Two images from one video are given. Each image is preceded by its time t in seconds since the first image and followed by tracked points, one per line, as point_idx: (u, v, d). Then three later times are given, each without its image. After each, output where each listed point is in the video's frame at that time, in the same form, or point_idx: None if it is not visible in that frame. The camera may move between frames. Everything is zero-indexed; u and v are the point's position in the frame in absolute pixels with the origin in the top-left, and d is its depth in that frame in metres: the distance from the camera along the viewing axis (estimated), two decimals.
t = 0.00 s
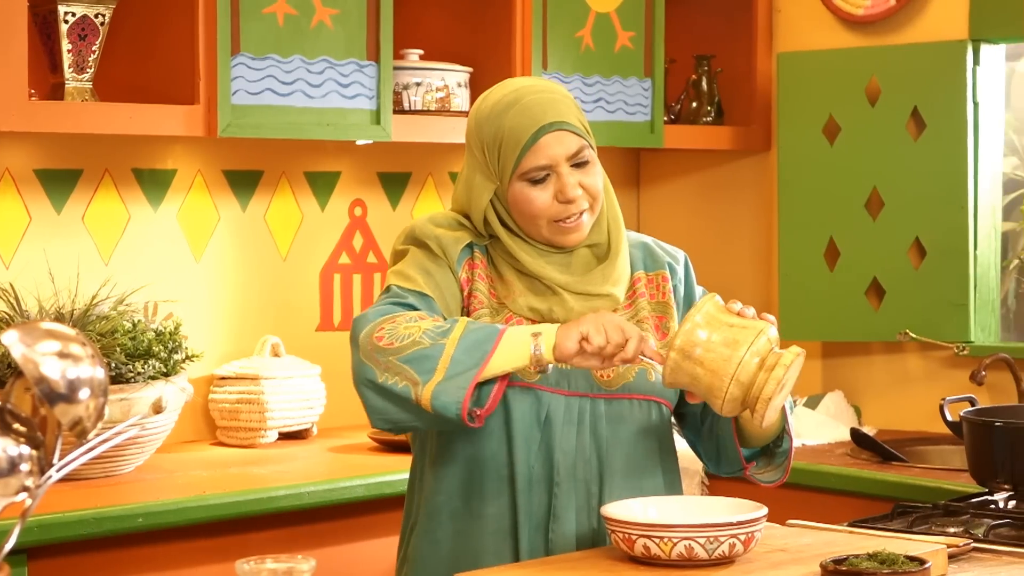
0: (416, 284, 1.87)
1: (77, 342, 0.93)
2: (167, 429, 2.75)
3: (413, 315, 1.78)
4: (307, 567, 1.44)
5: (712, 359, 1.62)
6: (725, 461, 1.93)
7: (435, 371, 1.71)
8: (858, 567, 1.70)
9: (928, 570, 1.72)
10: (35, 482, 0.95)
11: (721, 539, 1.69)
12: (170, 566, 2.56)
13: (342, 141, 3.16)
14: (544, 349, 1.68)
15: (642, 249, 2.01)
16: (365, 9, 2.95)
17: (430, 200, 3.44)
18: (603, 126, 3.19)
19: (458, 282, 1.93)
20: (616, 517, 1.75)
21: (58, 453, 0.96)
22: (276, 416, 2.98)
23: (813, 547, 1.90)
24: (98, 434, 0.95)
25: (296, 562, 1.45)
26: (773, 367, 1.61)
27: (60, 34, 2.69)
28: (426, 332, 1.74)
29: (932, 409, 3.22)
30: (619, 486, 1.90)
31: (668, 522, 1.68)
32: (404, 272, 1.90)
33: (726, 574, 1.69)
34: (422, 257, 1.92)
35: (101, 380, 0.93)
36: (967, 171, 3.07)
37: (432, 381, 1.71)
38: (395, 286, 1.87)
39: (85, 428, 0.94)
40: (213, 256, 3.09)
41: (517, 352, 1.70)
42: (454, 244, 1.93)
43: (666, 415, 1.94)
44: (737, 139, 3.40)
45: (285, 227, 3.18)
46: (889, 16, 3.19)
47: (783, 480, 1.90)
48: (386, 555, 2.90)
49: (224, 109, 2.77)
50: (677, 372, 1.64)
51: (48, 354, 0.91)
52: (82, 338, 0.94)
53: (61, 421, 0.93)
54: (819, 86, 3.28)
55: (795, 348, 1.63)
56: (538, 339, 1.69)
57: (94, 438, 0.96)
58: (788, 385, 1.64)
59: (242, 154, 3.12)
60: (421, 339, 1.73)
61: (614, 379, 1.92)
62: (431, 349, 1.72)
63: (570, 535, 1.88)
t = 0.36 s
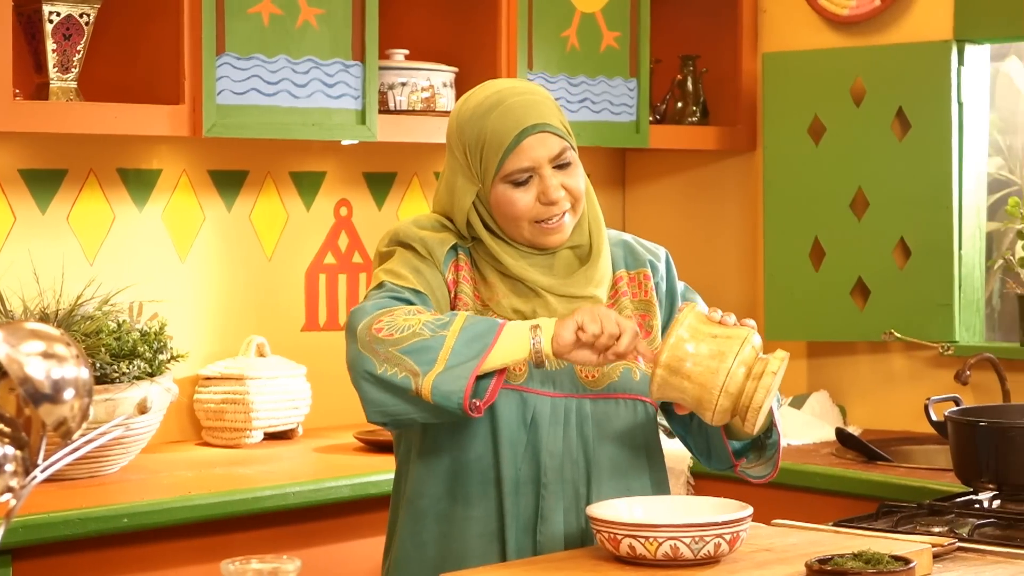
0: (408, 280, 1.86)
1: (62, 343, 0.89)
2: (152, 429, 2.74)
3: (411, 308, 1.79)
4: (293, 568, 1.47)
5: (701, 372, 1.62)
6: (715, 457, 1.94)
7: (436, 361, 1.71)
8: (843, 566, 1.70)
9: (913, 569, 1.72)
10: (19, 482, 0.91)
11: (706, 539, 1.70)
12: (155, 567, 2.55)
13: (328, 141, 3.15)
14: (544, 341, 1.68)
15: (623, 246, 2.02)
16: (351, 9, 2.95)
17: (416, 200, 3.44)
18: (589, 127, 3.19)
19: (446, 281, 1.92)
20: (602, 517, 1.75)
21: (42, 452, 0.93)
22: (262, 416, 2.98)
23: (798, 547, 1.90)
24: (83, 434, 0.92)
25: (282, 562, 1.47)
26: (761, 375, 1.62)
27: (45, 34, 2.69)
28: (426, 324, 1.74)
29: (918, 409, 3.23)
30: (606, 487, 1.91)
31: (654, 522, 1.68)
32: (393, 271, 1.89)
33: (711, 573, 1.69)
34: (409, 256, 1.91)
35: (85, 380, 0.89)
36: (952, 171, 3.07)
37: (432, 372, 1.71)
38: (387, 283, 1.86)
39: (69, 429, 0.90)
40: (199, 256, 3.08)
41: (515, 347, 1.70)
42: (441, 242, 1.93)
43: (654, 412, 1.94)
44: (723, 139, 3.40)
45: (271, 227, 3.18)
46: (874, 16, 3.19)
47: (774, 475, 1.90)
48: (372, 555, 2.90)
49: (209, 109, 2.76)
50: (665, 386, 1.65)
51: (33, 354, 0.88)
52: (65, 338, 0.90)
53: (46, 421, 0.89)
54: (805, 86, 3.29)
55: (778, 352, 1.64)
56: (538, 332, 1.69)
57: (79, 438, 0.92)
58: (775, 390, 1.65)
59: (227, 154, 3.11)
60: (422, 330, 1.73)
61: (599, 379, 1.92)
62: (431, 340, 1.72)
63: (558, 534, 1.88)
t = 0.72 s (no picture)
0: (395, 297, 1.86)
1: (48, 343, 0.90)
2: (138, 429, 2.74)
3: (399, 330, 1.78)
4: (279, 569, 1.45)
5: (694, 369, 1.63)
6: (704, 460, 1.93)
7: (430, 384, 1.71)
8: (829, 566, 1.70)
9: (899, 568, 1.72)
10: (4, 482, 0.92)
11: (692, 539, 1.70)
12: (140, 567, 2.55)
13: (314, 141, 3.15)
14: (533, 344, 1.70)
15: (614, 247, 2.02)
16: (337, 9, 2.95)
17: (402, 200, 3.44)
18: (575, 126, 3.19)
19: (434, 288, 1.92)
20: (588, 517, 1.75)
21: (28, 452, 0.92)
22: (248, 416, 2.98)
23: (784, 546, 1.90)
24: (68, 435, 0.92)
25: (268, 562, 1.46)
26: (754, 367, 1.62)
27: (31, 33, 2.68)
28: (416, 347, 1.73)
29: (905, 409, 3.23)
30: (598, 488, 1.90)
31: (640, 523, 1.69)
32: (380, 285, 1.88)
33: (697, 573, 1.69)
34: (395, 268, 1.90)
35: (70, 381, 0.90)
36: (937, 171, 3.08)
37: (429, 396, 1.70)
38: (374, 303, 1.85)
39: (54, 429, 0.91)
40: (185, 257, 3.08)
41: (505, 352, 1.71)
42: (429, 250, 1.92)
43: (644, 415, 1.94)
44: (709, 139, 3.40)
45: (256, 227, 3.18)
46: (860, 17, 3.20)
47: (763, 479, 1.90)
48: (358, 555, 2.90)
49: (195, 109, 2.76)
50: (659, 387, 1.65)
51: (18, 354, 0.89)
52: (51, 338, 0.90)
53: (31, 422, 0.90)
54: (791, 86, 3.29)
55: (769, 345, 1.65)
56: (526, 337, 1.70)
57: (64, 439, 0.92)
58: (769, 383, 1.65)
59: (213, 154, 3.11)
60: (413, 354, 1.72)
61: (589, 381, 1.92)
62: (423, 363, 1.72)
63: (550, 533, 1.88)
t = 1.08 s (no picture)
0: (382, 295, 1.85)
1: (34, 342, 0.86)
2: (125, 429, 2.73)
3: (387, 326, 1.78)
4: (267, 568, 1.45)
5: (677, 370, 1.61)
6: (695, 457, 1.94)
7: (413, 382, 1.70)
8: (817, 565, 1.70)
9: (886, 568, 1.71)
10: None
11: (680, 538, 1.70)
12: (127, 567, 2.54)
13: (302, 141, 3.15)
14: (516, 348, 1.68)
15: (603, 246, 2.02)
16: (324, 9, 2.94)
17: (390, 200, 3.43)
18: (562, 126, 3.19)
19: (423, 288, 1.91)
20: (576, 517, 1.75)
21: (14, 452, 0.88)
22: (235, 416, 2.97)
23: (772, 546, 1.90)
24: (55, 436, 0.88)
25: (256, 563, 1.46)
26: (736, 366, 1.61)
27: (18, 33, 2.68)
28: (401, 343, 1.73)
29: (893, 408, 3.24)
30: (590, 487, 1.91)
31: (627, 522, 1.69)
32: (369, 283, 1.87)
33: (684, 573, 1.69)
34: (385, 265, 1.90)
35: (58, 381, 0.86)
36: (925, 172, 3.09)
37: (410, 393, 1.70)
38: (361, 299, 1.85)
39: (42, 430, 0.87)
40: (172, 257, 3.08)
41: (492, 356, 1.69)
42: (419, 250, 1.91)
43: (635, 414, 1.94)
44: (697, 138, 3.40)
45: (244, 227, 3.17)
46: (847, 17, 3.20)
47: (753, 477, 1.90)
48: (346, 555, 2.89)
49: (183, 109, 2.76)
50: (644, 390, 1.63)
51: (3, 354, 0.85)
52: (39, 338, 0.87)
53: (17, 422, 0.86)
54: (779, 87, 3.29)
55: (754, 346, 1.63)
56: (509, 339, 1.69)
57: (51, 440, 0.88)
58: (752, 382, 1.64)
59: (200, 153, 3.11)
60: (397, 351, 1.72)
61: (581, 381, 1.92)
62: (407, 360, 1.71)
63: (544, 531, 1.88)
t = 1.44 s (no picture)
0: (366, 321, 1.84)
1: (23, 343, 0.87)
2: (115, 429, 2.73)
3: (372, 374, 1.75)
4: (257, 568, 1.45)
5: (684, 406, 1.63)
6: (692, 462, 1.92)
7: (390, 446, 1.70)
8: (806, 565, 1.70)
9: (876, 567, 1.71)
10: None
11: (670, 538, 1.70)
12: (116, 567, 2.54)
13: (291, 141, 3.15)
14: (495, 427, 1.66)
15: (589, 246, 2.02)
16: (314, 9, 2.94)
17: (379, 200, 3.43)
18: (552, 126, 3.19)
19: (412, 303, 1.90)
20: (566, 517, 1.75)
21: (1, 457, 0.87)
22: (225, 416, 2.97)
23: (761, 546, 1.90)
24: (43, 437, 0.88)
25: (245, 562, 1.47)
26: (738, 390, 1.64)
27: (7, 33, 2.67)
28: (382, 403, 1.71)
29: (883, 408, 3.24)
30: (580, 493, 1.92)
31: (616, 522, 1.69)
32: (353, 303, 1.86)
33: (673, 574, 1.69)
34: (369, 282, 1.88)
35: (46, 381, 0.86)
36: (914, 172, 3.09)
37: (387, 458, 1.70)
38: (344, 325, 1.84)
39: (31, 430, 0.87)
40: (162, 257, 3.07)
41: (473, 429, 1.67)
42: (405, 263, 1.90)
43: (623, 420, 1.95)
44: (687, 139, 3.41)
45: (233, 227, 3.17)
46: (837, 17, 3.21)
47: (754, 480, 1.88)
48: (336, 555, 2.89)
49: (172, 109, 2.75)
50: (651, 433, 1.65)
51: None
52: (27, 339, 0.87)
53: (6, 423, 0.86)
54: (769, 87, 3.30)
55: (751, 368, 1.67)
56: (489, 421, 1.66)
57: (39, 441, 0.88)
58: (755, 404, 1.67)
59: (190, 153, 3.10)
60: (378, 412, 1.70)
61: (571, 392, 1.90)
62: (385, 424, 1.70)
63: (535, 532, 1.89)
